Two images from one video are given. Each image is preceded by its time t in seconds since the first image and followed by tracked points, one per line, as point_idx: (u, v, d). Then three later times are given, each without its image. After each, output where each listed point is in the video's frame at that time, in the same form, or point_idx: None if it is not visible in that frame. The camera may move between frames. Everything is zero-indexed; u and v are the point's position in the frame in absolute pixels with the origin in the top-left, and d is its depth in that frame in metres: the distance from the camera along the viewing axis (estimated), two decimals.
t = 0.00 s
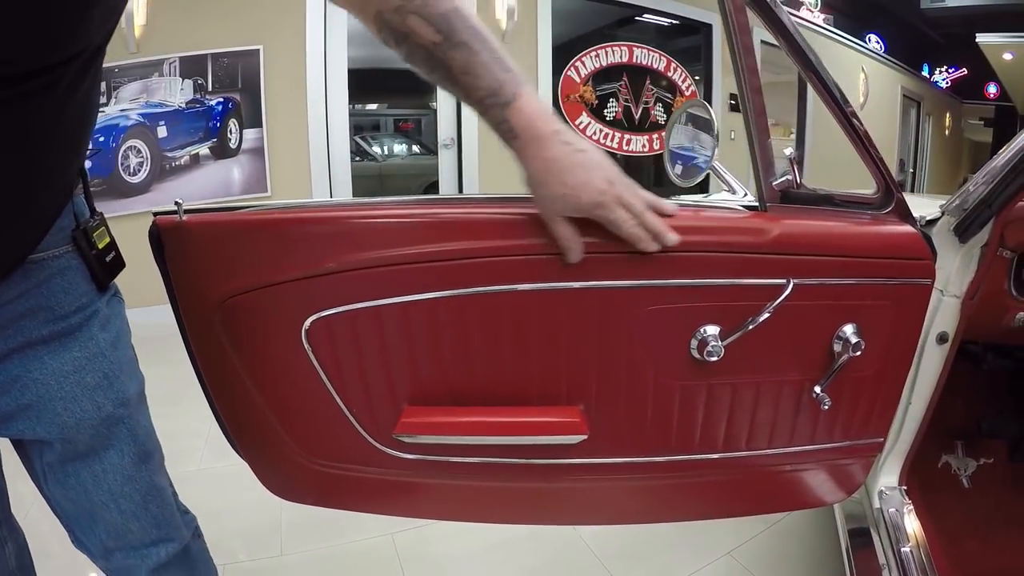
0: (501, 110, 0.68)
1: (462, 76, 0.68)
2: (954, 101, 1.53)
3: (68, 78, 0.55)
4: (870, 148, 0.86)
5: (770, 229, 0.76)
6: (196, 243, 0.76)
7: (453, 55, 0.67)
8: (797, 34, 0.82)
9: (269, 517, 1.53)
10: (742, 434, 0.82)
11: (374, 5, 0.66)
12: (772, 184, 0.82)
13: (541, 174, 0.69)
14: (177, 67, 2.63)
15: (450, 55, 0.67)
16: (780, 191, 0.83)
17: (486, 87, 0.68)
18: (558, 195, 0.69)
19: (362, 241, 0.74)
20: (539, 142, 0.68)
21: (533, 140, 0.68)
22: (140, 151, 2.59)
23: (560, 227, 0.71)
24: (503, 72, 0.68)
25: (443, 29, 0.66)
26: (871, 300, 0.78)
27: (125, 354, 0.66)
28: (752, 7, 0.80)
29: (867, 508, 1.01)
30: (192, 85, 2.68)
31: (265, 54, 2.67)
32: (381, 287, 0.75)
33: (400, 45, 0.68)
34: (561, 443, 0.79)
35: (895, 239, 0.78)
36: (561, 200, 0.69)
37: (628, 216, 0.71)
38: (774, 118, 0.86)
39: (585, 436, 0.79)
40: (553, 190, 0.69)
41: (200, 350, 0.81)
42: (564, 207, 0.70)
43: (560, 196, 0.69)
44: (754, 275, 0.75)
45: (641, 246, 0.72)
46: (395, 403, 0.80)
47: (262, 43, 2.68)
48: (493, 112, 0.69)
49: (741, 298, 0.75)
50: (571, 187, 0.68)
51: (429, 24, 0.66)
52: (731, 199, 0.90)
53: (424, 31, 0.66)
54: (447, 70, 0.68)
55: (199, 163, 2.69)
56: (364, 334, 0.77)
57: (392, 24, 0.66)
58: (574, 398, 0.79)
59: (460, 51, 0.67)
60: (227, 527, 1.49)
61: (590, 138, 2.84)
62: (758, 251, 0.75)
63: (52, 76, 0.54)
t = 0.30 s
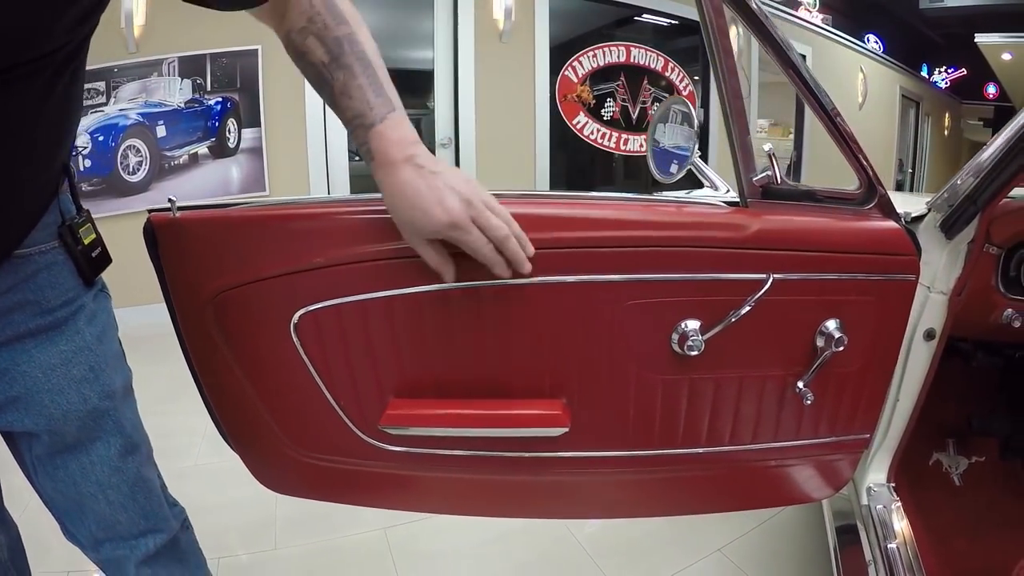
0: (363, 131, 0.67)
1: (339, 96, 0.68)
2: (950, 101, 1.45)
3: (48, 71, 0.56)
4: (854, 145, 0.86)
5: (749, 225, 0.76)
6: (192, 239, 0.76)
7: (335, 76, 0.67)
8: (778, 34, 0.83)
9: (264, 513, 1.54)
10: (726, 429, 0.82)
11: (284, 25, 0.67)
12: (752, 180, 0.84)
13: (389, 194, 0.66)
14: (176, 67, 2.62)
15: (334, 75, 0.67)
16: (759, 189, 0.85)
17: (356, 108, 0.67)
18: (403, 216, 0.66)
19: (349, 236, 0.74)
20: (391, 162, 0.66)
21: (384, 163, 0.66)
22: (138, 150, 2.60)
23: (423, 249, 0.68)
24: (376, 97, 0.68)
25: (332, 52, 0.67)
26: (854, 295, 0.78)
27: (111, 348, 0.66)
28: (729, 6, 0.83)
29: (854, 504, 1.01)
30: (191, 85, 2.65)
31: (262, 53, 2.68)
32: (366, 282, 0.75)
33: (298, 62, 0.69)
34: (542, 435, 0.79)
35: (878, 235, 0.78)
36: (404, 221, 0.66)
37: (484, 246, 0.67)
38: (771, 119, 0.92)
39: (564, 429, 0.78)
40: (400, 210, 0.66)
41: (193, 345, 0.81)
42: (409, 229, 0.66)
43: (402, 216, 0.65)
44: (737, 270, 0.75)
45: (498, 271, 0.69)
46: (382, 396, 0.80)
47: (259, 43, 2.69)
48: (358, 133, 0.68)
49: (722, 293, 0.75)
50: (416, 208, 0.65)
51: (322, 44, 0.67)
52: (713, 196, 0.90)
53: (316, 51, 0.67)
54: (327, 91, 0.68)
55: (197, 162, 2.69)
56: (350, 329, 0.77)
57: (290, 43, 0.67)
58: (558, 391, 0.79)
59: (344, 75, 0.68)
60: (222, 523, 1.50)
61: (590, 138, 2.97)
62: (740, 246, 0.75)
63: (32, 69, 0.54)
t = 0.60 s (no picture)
0: (500, 183, 0.64)
1: (458, 148, 0.61)
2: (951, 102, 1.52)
3: (89, 81, 0.56)
4: (843, 146, 0.88)
5: (740, 223, 0.78)
6: (201, 236, 0.78)
7: (447, 126, 0.60)
8: (771, 39, 0.85)
9: (266, 507, 1.56)
10: (718, 423, 0.84)
11: (367, 68, 0.59)
12: (742, 180, 0.86)
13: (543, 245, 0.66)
14: (178, 67, 2.64)
15: (444, 125, 0.60)
16: (750, 188, 0.87)
17: (483, 160, 0.63)
18: (565, 261, 0.66)
19: (351, 234, 0.76)
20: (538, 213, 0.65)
21: (529, 213, 0.65)
22: (140, 150, 2.62)
23: (581, 297, 0.69)
24: (495, 147, 0.64)
25: (436, 98, 0.60)
26: (843, 292, 0.80)
27: (137, 339, 0.66)
28: (720, 11, 0.84)
29: (847, 500, 1.03)
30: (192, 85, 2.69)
31: (263, 53, 2.70)
32: (366, 279, 0.77)
33: (388, 116, 0.60)
34: (538, 428, 0.81)
35: (869, 234, 0.80)
36: (567, 264, 0.66)
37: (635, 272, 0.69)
38: (772, 119, 0.93)
39: (561, 422, 0.80)
40: (563, 258, 0.66)
41: (198, 340, 0.83)
42: (572, 273, 0.67)
43: (567, 259, 0.66)
44: (729, 267, 0.77)
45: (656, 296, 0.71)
46: (382, 389, 0.82)
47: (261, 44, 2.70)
48: (491, 187, 0.64)
49: (712, 289, 0.77)
50: (575, 247, 0.66)
51: (422, 91, 0.59)
52: (705, 196, 0.93)
53: (417, 98, 0.59)
54: (442, 143, 0.61)
55: (199, 161, 2.72)
56: (352, 324, 0.79)
57: (382, 96, 0.59)
58: (555, 385, 0.81)
59: (455, 122, 0.61)
60: (225, 518, 1.52)
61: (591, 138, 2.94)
62: (730, 244, 0.77)
63: (74, 80, 0.55)
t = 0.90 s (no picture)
0: (600, 200, 0.64)
1: (556, 167, 0.62)
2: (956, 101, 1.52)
3: (140, 93, 0.53)
4: (839, 152, 0.89)
5: (736, 227, 0.79)
6: (212, 239, 0.80)
7: (546, 145, 0.61)
8: (768, 49, 0.86)
9: (269, 505, 1.58)
10: (715, 422, 0.85)
11: (461, 89, 0.59)
12: (739, 185, 0.88)
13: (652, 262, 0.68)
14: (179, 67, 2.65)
15: (542, 145, 0.61)
16: (746, 192, 0.89)
17: (582, 178, 0.63)
18: (668, 274, 0.68)
19: (357, 236, 0.78)
20: (641, 230, 0.67)
21: (632, 229, 0.67)
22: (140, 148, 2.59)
23: (676, 306, 0.70)
24: (590, 164, 0.64)
25: (528, 114, 0.60)
26: (837, 294, 0.82)
27: (167, 341, 0.66)
28: (717, 19, 0.86)
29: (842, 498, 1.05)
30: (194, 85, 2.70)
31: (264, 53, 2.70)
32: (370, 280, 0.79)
33: (482, 139, 0.61)
34: (539, 427, 0.83)
35: (864, 237, 0.81)
36: (673, 275, 0.68)
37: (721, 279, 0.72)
38: (771, 119, 0.92)
39: (562, 420, 0.83)
40: (670, 272, 0.68)
41: (206, 341, 0.85)
42: (676, 286, 0.69)
43: (672, 273, 0.68)
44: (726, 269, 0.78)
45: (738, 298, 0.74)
46: (386, 388, 0.83)
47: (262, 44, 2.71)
48: (590, 205, 0.64)
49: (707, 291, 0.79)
50: (676, 258, 0.68)
51: (516, 111, 0.60)
52: (700, 201, 0.95)
53: (512, 119, 0.60)
54: (541, 161, 0.61)
55: (201, 161, 2.71)
56: (356, 325, 0.81)
57: (476, 117, 0.60)
58: (554, 384, 0.83)
59: (550, 140, 0.61)
60: (228, 515, 1.54)
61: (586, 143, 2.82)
62: (726, 247, 0.78)
63: (126, 97, 0.52)
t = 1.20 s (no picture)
0: (543, 264, 0.72)
1: (508, 230, 0.71)
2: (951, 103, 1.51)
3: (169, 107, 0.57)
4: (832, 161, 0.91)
5: (732, 235, 0.82)
6: (223, 246, 0.82)
7: (501, 210, 0.70)
8: (762, 65, 0.89)
9: (272, 506, 1.60)
10: (711, 424, 0.88)
11: (434, 150, 0.67)
12: (735, 194, 0.91)
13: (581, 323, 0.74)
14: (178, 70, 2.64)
15: (498, 209, 0.70)
16: (741, 202, 0.92)
17: (531, 242, 0.72)
18: (596, 336, 0.75)
19: (365, 245, 0.80)
20: (575, 293, 0.73)
21: (566, 292, 0.73)
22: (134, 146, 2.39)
23: (602, 364, 0.77)
24: (541, 230, 0.73)
25: (492, 180, 0.70)
26: (830, 300, 0.84)
27: (194, 348, 0.69)
28: (716, 34, 0.88)
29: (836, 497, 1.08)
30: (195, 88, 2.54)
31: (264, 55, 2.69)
32: (376, 286, 0.81)
33: (446, 193, 0.70)
34: (538, 428, 0.85)
35: (857, 244, 0.84)
36: (602, 335, 0.75)
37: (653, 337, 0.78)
38: (768, 120, 0.94)
39: (563, 422, 0.85)
40: (598, 333, 0.75)
41: (216, 345, 0.87)
42: (602, 347, 0.76)
43: (598, 336, 0.75)
44: (720, 276, 0.81)
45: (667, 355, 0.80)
46: (392, 391, 0.86)
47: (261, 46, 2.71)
48: (534, 267, 0.72)
49: (704, 297, 0.82)
50: (606, 320, 0.75)
51: (481, 175, 0.69)
52: (698, 209, 0.97)
53: (477, 181, 0.69)
54: (494, 223, 0.71)
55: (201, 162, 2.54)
56: (362, 330, 0.83)
57: (445, 175, 0.69)
58: (555, 387, 0.85)
59: (507, 205, 0.71)
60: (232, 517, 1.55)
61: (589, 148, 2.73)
62: (721, 254, 0.81)
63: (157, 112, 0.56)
